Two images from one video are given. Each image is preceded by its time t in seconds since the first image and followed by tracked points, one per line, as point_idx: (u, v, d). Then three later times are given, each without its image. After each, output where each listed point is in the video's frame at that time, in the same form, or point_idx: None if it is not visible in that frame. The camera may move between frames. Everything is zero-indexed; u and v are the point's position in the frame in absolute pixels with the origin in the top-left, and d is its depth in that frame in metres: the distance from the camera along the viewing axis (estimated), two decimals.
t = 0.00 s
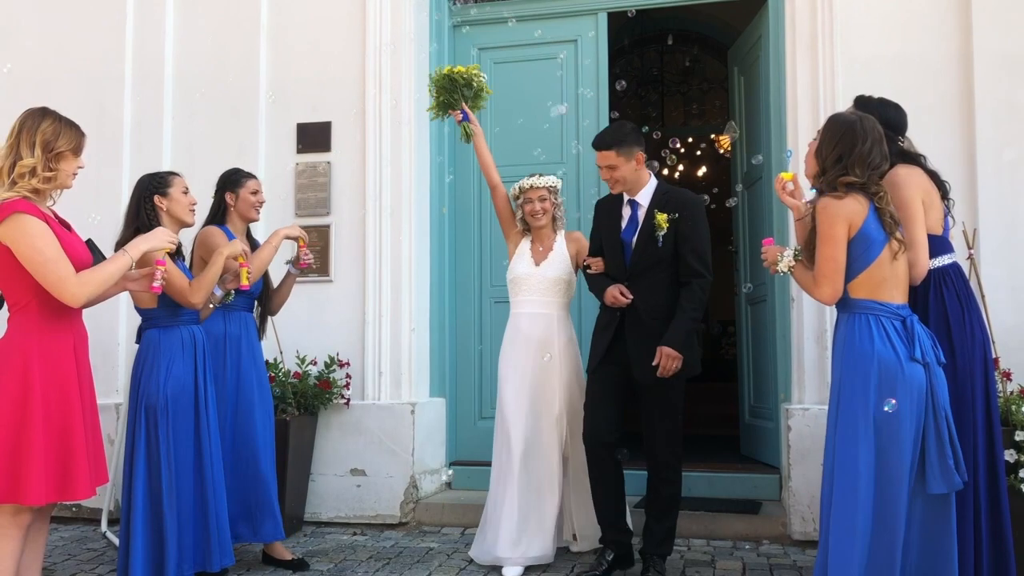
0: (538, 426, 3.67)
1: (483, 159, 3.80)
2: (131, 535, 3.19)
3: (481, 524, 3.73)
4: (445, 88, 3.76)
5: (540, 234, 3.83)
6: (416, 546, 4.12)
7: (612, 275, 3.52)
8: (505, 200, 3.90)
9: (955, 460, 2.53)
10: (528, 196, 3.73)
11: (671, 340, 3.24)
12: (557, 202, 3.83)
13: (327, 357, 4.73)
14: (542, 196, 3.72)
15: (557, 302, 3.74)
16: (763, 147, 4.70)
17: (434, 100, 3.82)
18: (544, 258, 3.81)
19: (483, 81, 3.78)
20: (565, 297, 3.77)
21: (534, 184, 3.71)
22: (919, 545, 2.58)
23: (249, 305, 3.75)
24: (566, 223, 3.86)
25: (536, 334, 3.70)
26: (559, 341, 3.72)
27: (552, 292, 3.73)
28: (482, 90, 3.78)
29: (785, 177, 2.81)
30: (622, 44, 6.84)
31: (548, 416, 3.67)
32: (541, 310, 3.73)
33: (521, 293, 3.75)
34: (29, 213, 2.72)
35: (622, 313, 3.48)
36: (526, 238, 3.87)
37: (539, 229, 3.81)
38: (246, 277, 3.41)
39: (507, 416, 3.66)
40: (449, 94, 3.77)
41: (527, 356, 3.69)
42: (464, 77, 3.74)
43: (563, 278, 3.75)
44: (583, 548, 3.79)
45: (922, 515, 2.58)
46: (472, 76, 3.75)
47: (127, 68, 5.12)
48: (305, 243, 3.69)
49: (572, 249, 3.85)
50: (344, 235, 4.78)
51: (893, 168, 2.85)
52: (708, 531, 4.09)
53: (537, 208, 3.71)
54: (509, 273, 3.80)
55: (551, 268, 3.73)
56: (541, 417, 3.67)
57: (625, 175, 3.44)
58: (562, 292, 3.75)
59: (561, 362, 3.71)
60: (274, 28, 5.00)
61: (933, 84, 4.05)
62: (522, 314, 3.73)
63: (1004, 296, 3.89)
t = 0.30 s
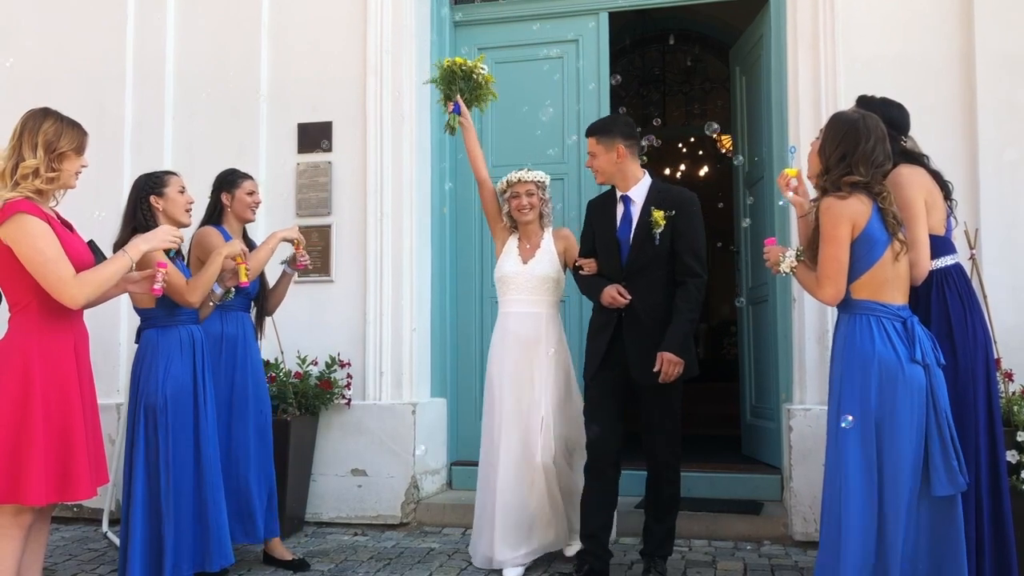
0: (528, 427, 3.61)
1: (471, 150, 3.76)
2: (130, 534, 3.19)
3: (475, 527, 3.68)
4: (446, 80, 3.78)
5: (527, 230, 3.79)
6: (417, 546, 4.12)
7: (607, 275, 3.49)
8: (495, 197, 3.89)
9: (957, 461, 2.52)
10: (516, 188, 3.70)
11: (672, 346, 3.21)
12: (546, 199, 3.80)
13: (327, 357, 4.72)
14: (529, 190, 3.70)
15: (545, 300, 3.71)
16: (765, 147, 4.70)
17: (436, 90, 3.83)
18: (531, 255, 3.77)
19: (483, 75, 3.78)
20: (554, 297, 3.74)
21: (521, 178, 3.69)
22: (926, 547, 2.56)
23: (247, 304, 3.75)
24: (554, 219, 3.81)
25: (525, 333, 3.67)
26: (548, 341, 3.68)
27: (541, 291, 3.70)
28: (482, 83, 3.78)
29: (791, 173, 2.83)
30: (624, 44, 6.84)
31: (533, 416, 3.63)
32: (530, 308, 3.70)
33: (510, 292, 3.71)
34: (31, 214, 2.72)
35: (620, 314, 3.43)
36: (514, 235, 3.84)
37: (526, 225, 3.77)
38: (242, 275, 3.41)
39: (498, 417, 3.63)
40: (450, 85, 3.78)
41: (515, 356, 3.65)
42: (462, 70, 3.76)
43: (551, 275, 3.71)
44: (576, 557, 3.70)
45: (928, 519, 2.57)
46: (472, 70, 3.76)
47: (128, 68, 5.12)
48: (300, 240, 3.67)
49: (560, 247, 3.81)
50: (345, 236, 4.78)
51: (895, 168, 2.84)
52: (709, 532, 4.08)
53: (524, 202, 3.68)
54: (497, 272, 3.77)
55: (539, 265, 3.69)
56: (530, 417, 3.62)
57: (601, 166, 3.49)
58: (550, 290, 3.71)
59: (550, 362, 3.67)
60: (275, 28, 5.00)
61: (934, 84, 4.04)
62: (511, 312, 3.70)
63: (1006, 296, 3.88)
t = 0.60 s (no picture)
0: (520, 429, 3.53)
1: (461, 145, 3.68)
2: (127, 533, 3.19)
3: (470, 529, 3.63)
4: (440, 72, 3.73)
5: (520, 227, 3.71)
6: (418, 546, 4.12)
7: (600, 276, 3.43)
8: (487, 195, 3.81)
9: (954, 463, 2.51)
10: (507, 183, 3.62)
11: (685, 359, 3.19)
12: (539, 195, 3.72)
13: (328, 356, 4.72)
14: (522, 186, 3.62)
15: (537, 298, 3.62)
16: (766, 147, 4.69)
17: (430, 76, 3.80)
18: (524, 254, 3.70)
19: (476, 67, 3.71)
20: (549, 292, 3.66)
21: (514, 173, 3.61)
22: (929, 550, 2.53)
23: (247, 304, 3.77)
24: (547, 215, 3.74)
25: (516, 332, 3.59)
26: (541, 339, 3.58)
27: (533, 289, 3.61)
28: (475, 77, 3.73)
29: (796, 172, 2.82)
30: (625, 44, 6.85)
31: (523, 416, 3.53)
32: (522, 306, 3.62)
33: (502, 291, 3.64)
34: (36, 213, 2.71)
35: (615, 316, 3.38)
36: (506, 232, 3.76)
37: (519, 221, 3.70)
38: (241, 275, 3.39)
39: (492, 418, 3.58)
40: (443, 76, 3.75)
41: (507, 357, 3.58)
42: (455, 62, 3.70)
43: (543, 274, 3.62)
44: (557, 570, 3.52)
45: (932, 522, 2.54)
46: (465, 62, 3.70)
47: (129, 68, 5.13)
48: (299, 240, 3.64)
49: (552, 244, 3.73)
50: (345, 236, 4.77)
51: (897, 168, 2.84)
52: (710, 532, 4.07)
53: (517, 198, 3.60)
54: (490, 270, 3.70)
55: (531, 263, 3.62)
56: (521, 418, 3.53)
57: (590, 164, 3.48)
58: (542, 287, 3.62)
59: (541, 361, 3.58)
60: (276, 28, 5.00)
61: (936, 84, 4.03)
62: (504, 311, 3.62)
63: (1008, 296, 3.88)
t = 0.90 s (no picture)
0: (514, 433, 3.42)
1: (453, 145, 3.63)
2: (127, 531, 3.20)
3: (462, 527, 3.59)
4: (435, 73, 3.70)
5: (517, 227, 3.59)
6: (420, 546, 4.11)
7: (589, 273, 3.28)
8: (480, 197, 3.70)
9: (954, 466, 2.50)
10: (504, 181, 3.49)
11: (692, 357, 3.04)
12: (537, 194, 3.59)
13: (331, 356, 4.73)
14: (519, 185, 3.49)
15: (531, 300, 3.50)
16: (769, 147, 4.68)
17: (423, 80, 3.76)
18: (520, 255, 3.58)
19: (472, 70, 3.70)
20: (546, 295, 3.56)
21: (511, 172, 3.47)
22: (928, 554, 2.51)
23: (252, 304, 3.78)
24: (545, 215, 3.60)
25: (511, 337, 3.47)
26: (534, 342, 3.48)
27: (527, 292, 3.50)
28: (470, 79, 3.70)
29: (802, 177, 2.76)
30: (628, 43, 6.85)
31: (520, 424, 3.42)
32: (517, 309, 3.51)
33: (497, 293, 3.53)
34: (43, 212, 2.70)
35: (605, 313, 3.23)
36: (502, 232, 3.64)
37: (516, 221, 3.57)
38: (241, 274, 3.38)
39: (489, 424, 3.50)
40: (438, 77, 3.71)
41: (504, 363, 3.47)
42: (451, 63, 3.68)
43: (538, 277, 3.51)
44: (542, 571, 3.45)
45: (933, 526, 2.52)
46: (462, 64, 3.68)
47: (131, 67, 5.13)
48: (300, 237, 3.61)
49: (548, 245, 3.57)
50: (347, 235, 4.77)
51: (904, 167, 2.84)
52: (713, 531, 4.07)
53: (513, 197, 3.47)
54: (486, 272, 3.59)
55: (526, 264, 3.51)
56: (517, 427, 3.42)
57: (580, 162, 3.36)
58: (537, 289, 3.51)
59: (537, 367, 3.47)
60: (278, 27, 5.00)
61: (940, 82, 4.02)
62: (499, 314, 3.51)
63: (1011, 296, 3.86)
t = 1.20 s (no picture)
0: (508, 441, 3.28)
1: (449, 148, 3.58)
2: (128, 532, 3.20)
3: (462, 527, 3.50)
4: (434, 76, 3.63)
5: (516, 230, 3.48)
6: (423, 546, 4.12)
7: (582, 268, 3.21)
8: (478, 200, 3.61)
9: (955, 468, 2.47)
10: (503, 183, 3.38)
11: (687, 353, 3.05)
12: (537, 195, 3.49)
13: (334, 356, 4.73)
14: (519, 187, 3.39)
15: (529, 304, 3.37)
16: (771, 147, 4.68)
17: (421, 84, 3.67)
18: (519, 258, 3.46)
19: (473, 76, 3.65)
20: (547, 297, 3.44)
21: (511, 173, 3.36)
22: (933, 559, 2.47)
23: (260, 303, 3.78)
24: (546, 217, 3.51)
25: (507, 342, 3.33)
26: (532, 349, 3.34)
27: (525, 297, 3.36)
28: (470, 84, 3.64)
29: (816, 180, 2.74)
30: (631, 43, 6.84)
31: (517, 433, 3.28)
32: (514, 313, 3.37)
33: (494, 296, 3.40)
34: (54, 212, 2.65)
35: (600, 310, 3.19)
36: (501, 235, 3.53)
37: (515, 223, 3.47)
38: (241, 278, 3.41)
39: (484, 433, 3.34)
40: (437, 80, 3.63)
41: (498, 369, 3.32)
42: (453, 66, 3.62)
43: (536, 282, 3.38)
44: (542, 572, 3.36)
45: (932, 529, 2.49)
46: (464, 69, 3.63)
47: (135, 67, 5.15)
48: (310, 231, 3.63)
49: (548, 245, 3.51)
50: (350, 235, 4.78)
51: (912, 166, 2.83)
52: (716, 531, 4.06)
53: (513, 199, 3.38)
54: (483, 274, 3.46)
55: (524, 267, 3.39)
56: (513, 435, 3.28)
57: (578, 156, 3.29)
58: (535, 292, 3.37)
59: (535, 373, 3.33)
60: (281, 27, 5.01)
61: (943, 82, 4.02)
62: (495, 319, 3.37)
63: (1015, 295, 3.86)
